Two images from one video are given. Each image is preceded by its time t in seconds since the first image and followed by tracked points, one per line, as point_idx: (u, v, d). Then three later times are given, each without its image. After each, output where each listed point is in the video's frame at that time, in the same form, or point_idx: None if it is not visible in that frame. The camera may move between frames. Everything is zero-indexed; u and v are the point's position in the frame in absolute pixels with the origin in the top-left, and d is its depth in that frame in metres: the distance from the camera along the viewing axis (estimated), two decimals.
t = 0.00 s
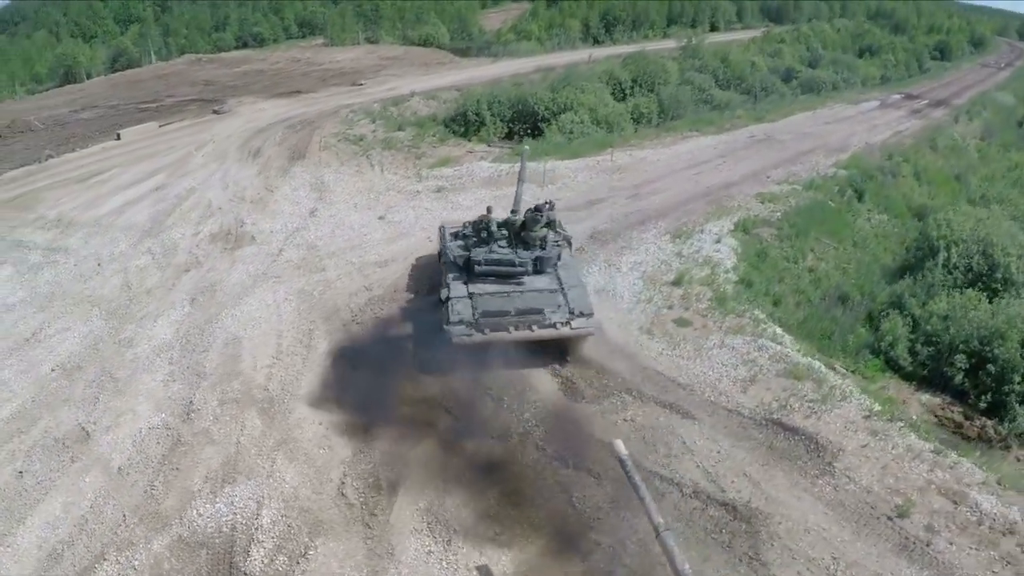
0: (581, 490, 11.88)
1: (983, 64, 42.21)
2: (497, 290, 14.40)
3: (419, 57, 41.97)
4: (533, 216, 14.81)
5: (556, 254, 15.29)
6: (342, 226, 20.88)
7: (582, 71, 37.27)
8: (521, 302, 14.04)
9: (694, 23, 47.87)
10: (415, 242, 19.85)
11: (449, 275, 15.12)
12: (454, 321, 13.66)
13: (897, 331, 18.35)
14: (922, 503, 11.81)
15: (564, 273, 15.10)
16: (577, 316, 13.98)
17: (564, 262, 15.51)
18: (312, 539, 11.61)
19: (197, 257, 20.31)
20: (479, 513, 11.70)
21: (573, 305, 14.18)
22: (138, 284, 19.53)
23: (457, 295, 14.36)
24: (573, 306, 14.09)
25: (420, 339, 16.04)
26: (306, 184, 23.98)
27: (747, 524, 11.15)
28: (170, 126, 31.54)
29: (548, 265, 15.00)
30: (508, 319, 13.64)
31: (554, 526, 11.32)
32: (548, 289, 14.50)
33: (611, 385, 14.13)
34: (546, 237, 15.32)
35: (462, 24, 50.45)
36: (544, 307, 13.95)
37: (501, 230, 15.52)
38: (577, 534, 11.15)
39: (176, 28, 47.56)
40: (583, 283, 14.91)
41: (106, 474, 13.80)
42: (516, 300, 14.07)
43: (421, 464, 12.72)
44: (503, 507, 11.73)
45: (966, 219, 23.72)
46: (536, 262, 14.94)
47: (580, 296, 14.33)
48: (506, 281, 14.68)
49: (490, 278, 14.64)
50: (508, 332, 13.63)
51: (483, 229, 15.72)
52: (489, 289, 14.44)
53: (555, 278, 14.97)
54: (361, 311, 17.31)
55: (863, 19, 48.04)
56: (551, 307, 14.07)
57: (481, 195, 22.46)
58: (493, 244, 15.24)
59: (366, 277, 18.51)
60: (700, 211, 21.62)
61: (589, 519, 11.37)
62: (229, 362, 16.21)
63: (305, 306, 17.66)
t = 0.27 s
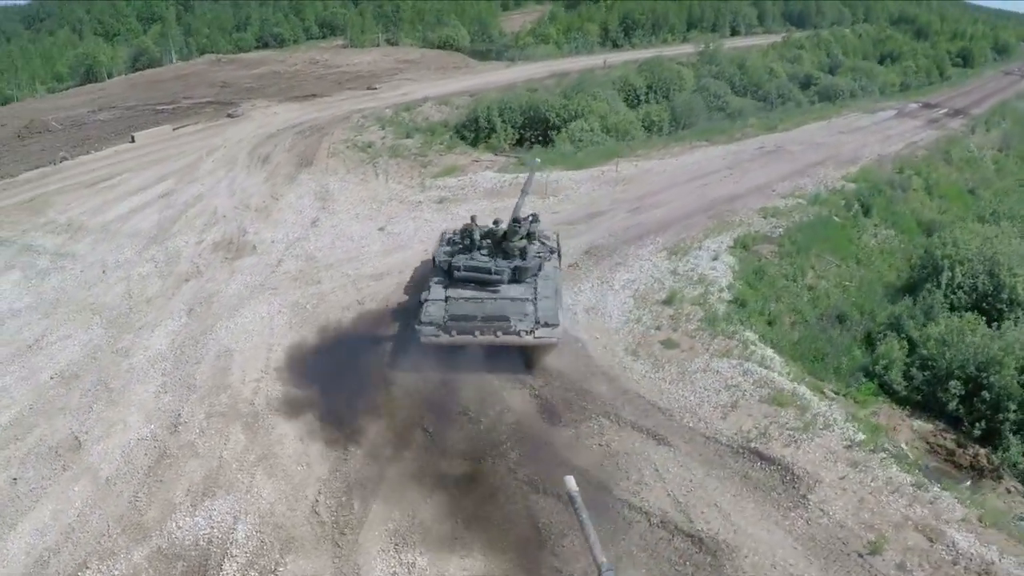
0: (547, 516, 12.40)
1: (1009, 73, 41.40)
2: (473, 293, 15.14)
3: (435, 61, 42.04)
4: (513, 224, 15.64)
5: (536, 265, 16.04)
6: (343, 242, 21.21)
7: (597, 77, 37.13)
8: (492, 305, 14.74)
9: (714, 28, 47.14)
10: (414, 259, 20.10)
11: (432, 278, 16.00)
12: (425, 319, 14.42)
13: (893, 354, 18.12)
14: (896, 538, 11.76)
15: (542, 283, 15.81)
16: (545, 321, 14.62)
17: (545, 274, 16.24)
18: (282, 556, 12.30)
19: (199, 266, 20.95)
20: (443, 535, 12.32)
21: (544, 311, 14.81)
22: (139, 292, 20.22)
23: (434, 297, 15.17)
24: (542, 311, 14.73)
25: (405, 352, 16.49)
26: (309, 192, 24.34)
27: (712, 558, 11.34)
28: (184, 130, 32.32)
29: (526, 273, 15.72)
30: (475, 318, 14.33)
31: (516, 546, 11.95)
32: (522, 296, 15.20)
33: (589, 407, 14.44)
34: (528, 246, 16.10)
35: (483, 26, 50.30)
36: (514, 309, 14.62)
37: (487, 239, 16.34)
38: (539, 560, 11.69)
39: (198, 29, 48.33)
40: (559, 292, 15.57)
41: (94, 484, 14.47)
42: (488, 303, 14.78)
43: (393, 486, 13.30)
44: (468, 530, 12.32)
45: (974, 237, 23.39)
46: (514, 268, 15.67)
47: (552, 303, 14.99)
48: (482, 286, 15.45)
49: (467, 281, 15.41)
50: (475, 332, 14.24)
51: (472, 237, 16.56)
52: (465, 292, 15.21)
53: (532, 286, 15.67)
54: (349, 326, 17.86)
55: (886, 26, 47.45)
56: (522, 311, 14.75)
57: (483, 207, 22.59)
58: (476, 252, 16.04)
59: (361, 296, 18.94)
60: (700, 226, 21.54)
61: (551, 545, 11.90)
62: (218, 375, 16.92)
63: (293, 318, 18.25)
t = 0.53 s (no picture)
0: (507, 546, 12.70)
1: None
2: (447, 301, 16.53)
3: (446, 65, 42.10)
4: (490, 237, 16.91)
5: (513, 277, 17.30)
6: (339, 259, 21.56)
7: (606, 84, 37.05)
8: (462, 313, 16.09)
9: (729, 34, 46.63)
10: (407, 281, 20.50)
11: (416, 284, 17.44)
12: (400, 323, 15.89)
13: (880, 381, 18.01)
14: None
15: (515, 294, 17.06)
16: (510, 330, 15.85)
17: (522, 285, 17.49)
18: None
19: (193, 279, 21.69)
20: (404, 560, 12.64)
21: (510, 320, 16.05)
22: (133, 306, 20.89)
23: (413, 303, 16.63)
24: (508, 321, 15.97)
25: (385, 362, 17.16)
26: (308, 205, 24.72)
27: None
28: (192, 135, 32.93)
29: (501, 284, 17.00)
30: (443, 325, 15.71)
31: None
32: (493, 306, 16.48)
33: (561, 433, 14.65)
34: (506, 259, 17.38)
35: (497, 29, 50.22)
36: (481, 318, 15.92)
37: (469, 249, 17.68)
38: None
39: (214, 31, 48.95)
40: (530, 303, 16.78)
41: (79, 497, 14.90)
42: (458, 311, 16.14)
43: (360, 509, 13.65)
44: (429, 557, 12.62)
45: (975, 257, 23.12)
46: (490, 280, 16.97)
47: (519, 313, 16.20)
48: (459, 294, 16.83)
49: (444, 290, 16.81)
50: (442, 337, 15.62)
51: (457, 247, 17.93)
52: (441, 300, 16.61)
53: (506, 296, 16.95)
54: (338, 333, 18.92)
55: (904, 33, 46.85)
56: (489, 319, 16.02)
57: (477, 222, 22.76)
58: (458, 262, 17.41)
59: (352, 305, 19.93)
60: (694, 242, 21.45)
61: None
62: (203, 392, 17.48)
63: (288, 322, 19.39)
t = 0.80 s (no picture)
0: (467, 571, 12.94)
1: None
2: (422, 307, 17.14)
3: (448, 69, 42.11)
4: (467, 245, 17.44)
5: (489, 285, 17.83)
6: (328, 277, 21.76)
7: (605, 91, 36.97)
8: (435, 318, 16.67)
9: (733, 38, 46.38)
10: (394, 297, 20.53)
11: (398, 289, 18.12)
12: (374, 326, 16.54)
13: (861, 404, 17.97)
14: None
15: (491, 302, 17.58)
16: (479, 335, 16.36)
17: (499, 294, 18.00)
18: None
19: (181, 292, 22.15)
20: None
21: (481, 327, 16.57)
22: (121, 319, 21.26)
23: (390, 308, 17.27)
24: (478, 326, 16.50)
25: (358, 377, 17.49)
26: (300, 217, 24.97)
27: None
28: (191, 142, 33.23)
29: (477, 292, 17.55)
30: (414, 329, 16.30)
31: None
32: (467, 312, 17.02)
33: (528, 457, 14.83)
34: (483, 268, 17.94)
35: (502, 31, 50.06)
36: (452, 322, 16.47)
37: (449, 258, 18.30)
38: None
39: (220, 34, 49.33)
40: (504, 311, 17.30)
41: (59, 513, 15.12)
42: (432, 315, 16.73)
43: (324, 530, 14.02)
44: None
45: (968, 275, 22.90)
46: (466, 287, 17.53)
47: (490, 320, 16.71)
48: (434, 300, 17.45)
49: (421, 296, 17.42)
50: (413, 340, 16.21)
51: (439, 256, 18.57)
52: (417, 305, 17.22)
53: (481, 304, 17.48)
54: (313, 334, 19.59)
55: (912, 38, 46.43)
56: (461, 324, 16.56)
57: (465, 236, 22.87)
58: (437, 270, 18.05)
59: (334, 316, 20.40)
60: (680, 258, 21.41)
61: None
62: (183, 409, 17.73)
63: (264, 325, 20.12)
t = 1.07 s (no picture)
0: None
1: None
2: (397, 312, 17.71)
3: (445, 74, 42.09)
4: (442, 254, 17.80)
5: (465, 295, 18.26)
6: (313, 296, 21.95)
7: (600, 98, 36.91)
8: (405, 325, 17.26)
9: (733, 42, 46.12)
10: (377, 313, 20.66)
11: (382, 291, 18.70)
12: (350, 329, 17.25)
13: (839, 425, 17.83)
14: None
15: (463, 312, 18.03)
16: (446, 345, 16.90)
17: (474, 305, 18.42)
18: None
19: (165, 307, 22.42)
20: None
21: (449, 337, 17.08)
22: (107, 333, 21.50)
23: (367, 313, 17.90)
24: (445, 337, 17.02)
25: (330, 397, 17.87)
26: (288, 230, 25.17)
27: None
28: (186, 148, 33.43)
29: (451, 301, 17.99)
30: (384, 335, 16.94)
31: None
32: (438, 321, 17.52)
33: (494, 481, 15.12)
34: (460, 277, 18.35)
35: (502, 32, 49.93)
36: (421, 330, 17.04)
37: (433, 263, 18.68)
38: None
39: (220, 36, 49.43)
40: (475, 322, 17.76)
41: (37, 530, 15.33)
42: (403, 323, 17.32)
43: (289, 548, 14.33)
44: None
45: (956, 290, 22.78)
46: (440, 295, 18.01)
47: (458, 330, 17.20)
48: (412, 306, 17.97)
49: (397, 302, 17.98)
50: (382, 347, 16.86)
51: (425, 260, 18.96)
52: (392, 310, 17.80)
53: (454, 313, 17.94)
54: (281, 340, 20.32)
55: (913, 43, 46.12)
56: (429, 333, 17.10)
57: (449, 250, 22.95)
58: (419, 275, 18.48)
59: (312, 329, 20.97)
60: (662, 274, 21.38)
61: None
62: (161, 427, 18.00)
63: (231, 332, 20.96)
